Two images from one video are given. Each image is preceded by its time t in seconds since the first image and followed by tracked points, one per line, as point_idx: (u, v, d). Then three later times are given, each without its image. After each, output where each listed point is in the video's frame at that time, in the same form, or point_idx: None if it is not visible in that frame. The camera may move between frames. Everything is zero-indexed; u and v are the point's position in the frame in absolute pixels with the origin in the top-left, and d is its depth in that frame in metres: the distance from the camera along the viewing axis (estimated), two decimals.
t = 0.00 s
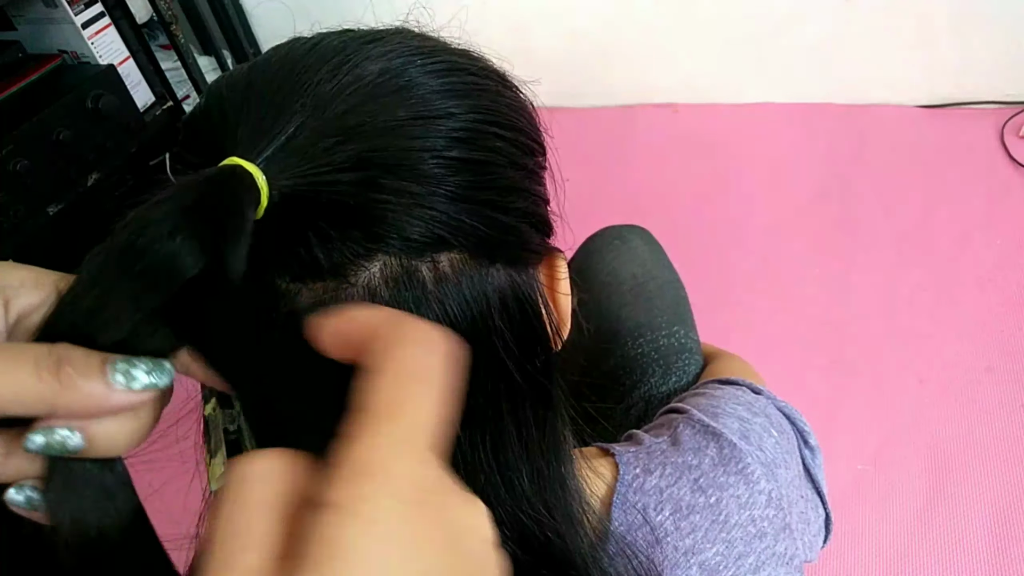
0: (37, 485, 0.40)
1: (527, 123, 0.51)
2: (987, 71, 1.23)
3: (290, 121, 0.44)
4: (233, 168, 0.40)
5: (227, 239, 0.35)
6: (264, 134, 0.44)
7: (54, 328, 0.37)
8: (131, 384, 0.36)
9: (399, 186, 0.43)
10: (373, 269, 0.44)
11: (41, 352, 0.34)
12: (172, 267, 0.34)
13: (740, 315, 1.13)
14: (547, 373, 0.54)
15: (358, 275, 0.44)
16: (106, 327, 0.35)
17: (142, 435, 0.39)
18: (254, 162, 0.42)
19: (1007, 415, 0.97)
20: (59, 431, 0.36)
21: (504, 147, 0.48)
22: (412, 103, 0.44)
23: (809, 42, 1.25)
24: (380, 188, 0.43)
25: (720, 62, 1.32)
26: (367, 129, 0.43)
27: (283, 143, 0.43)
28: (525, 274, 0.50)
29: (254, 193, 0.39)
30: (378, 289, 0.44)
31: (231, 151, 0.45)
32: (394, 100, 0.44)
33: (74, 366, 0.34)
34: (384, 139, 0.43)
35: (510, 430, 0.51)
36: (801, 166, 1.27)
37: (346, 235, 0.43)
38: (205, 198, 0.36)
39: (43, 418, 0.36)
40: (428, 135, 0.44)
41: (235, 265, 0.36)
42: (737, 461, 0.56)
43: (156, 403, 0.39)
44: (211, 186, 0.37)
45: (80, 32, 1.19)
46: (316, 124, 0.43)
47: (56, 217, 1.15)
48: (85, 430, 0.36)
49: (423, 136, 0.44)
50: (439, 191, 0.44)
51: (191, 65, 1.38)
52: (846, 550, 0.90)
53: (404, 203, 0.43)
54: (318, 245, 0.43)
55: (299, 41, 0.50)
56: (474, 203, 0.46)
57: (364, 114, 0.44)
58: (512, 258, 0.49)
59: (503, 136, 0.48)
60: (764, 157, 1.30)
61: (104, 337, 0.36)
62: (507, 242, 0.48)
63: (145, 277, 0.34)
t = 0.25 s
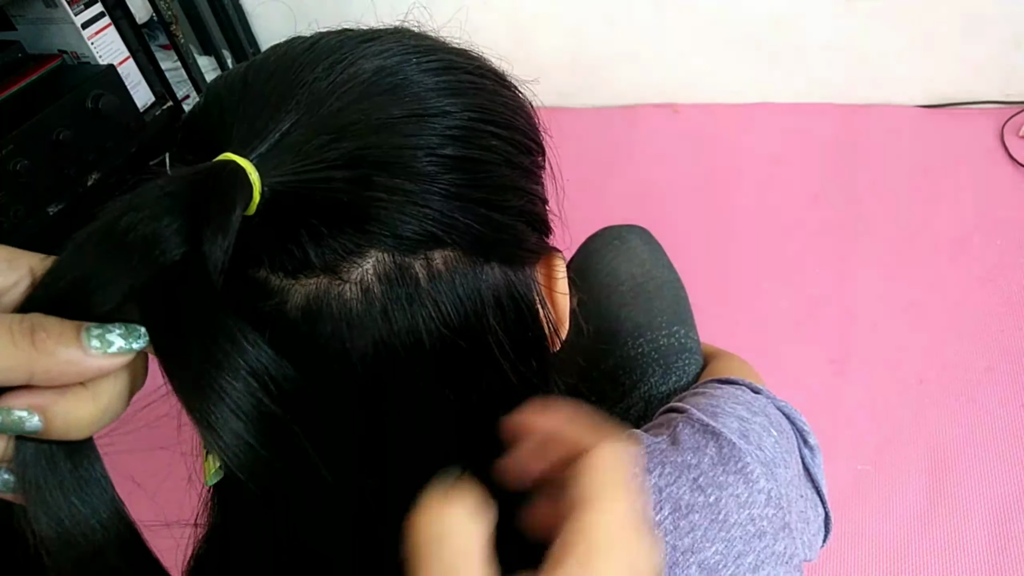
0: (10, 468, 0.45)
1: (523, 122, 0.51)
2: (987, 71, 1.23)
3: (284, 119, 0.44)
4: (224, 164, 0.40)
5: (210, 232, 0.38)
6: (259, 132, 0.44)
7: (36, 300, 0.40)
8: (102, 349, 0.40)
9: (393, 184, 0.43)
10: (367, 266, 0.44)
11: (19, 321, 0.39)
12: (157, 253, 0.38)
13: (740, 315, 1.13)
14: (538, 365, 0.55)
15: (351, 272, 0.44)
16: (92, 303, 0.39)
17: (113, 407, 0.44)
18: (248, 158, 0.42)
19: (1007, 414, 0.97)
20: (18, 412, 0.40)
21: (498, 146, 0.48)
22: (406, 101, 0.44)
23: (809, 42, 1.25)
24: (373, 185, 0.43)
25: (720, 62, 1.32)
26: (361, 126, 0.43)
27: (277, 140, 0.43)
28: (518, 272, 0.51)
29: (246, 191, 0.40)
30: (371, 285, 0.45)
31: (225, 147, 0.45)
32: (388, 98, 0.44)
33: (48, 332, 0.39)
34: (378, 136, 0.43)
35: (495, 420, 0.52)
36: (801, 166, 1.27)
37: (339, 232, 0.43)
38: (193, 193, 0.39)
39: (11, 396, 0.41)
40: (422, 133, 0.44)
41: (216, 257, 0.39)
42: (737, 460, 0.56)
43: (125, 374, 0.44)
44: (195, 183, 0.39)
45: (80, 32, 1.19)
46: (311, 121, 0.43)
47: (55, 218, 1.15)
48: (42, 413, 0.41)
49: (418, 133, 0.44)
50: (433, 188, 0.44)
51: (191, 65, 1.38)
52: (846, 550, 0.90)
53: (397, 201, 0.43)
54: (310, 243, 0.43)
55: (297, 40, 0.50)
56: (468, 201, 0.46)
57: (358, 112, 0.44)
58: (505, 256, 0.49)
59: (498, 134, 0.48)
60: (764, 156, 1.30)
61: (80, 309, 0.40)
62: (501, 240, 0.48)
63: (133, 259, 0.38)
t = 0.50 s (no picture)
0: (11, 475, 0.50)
1: (517, 123, 0.51)
2: (988, 71, 1.23)
3: (278, 120, 0.44)
4: (217, 167, 0.41)
5: (205, 233, 0.39)
6: (252, 133, 0.44)
7: (43, 307, 0.43)
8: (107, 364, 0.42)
9: (387, 184, 0.43)
10: (361, 266, 0.44)
11: (25, 332, 0.41)
12: (155, 260, 0.40)
13: (740, 315, 1.13)
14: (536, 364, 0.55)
15: (345, 272, 0.44)
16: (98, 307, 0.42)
17: (115, 420, 0.46)
18: (241, 160, 0.42)
19: (1007, 415, 0.97)
20: (21, 422, 0.43)
21: (492, 146, 0.48)
22: (399, 101, 0.44)
23: (810, 43, 1.25)
24: (367, 185, 0.43)
25: (719, 62, 1.31)
26: (353, 127, 0.43)
27: (270, 141, 0.43)
28: (513, 273, 0.51)
29: (240, 192, 0.40)
30: (366, 285, 0.44)
31: (219, 149, 0.45)
32: (381, 98, 0.44)
33: (54, 343, 0.41)
34: (371, 136, 0.43)
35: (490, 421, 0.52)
36: (801, 166, 1.27)
37: (333, 232, 0.43)
38: (190, 196, 0.40)
39: (17, 405, 0.44)
40: (416, 133, 0.44)
41: (210, 260, 0.40)
42: (735, 461, 0.56)
43: (127, 387, 0.46)
44: (190, 185, 0.40)
45: (80, 32, 1.19)
46: (304, 122, 0.43)
47: (55, 217, 1.15)
48: (45, 423, 0.43)
49: (411, 133, 0.44)
50: (427, 188, 0.44)
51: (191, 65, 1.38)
52: (847, 550, 0.90)
53: (391, 201, 0.43)
54: (305, 245, 0.43)
55: (290, 41, 0.50)
56: (463, 201, 0.46)
57: (351, 112, 0.44)
58: (500, 256, 0.49)
59: (492, 134, 0.48)
60: (764, 157, 1.30)
61: (88, 318, 0.42)
62: (496, 240, 0.48)
63: (132, 263, 0.40)
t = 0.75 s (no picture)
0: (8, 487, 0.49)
1: (512, 123, 0.51)
2: (988, 72, 1.23)
3: (270, 122, 0.43)
4: (209, 171, 0.41)
5: (194, 239, 0.40)
6: (245, 135, 0.44)
7: (36, 316, 0.44)
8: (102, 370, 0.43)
9: (380, 186, 0.43)
10: (354, 268, 0.44)
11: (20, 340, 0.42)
12: (148, 267, 0.41)
13: (740, 315, 1.13)
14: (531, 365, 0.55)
15: (338, 275, 0.44)
16: (89, 313, 0.43)
17: (109, 430, 0.47)
18: (233, 163, 0.42)
19: (1007, 415, 0.97)
20: (16, 431, 0.43)
21: (487, 147, 0.48)
22: (392, 103, 0.44)
23: (810, 43, 1.25)
24: (360, 188, 0.43)
25: (719, 62, 1.31)
26: (346, 130, 0.43)
27: (263, 144, 0.43)
28: (509, 273, 0.51)
29: (232, 197, 0.40)
30: (360, 287, 0.44)
31: (212, 151, 0.45)
32: (374, 101, 0.44)
33: (48, 350, 0.42)
34: (364, 139, 0.43)
35: (484, 422, 0.52)
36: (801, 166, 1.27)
37: (326, 235, 0.43)
38: (180, 203, 0.40)
39: (13, 414, 0.44)
40: (409, 135, 0.44)
41: (202, 267, 0.40)
42: (732, 460, 0.56)
43: (124, 395, 0.47)
44: (182, 189, 0.41)
45: (80, 32, 1.19)
46: (297, 125, 0.43)
47: (55, 217, 1.15)
48: (40, 432, 0.44)
49: (404, 135, 0.44)
50: (421, 190, 0.44)
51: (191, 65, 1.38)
52: (847, 550, 0.90)
53: (384, 203, 0.43)
54: (298, 247, 0.43)
55: (285, 43, 0.50)
56: (456, 202, 0.46)
57: (343, 114, 0.44)
58: (495, 258, 0.49)
59: (486, 135, 0.48)
60: (764, 157, 1.30)
61: (80, 325, 0.43)
62: (491, 240, 0.48)
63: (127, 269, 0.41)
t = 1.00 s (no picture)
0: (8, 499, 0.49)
1: (513, 124, 0.51)
2: (989, 71, 1.23)
3: (270, 125, 0.44)
4: (208, 175, 0.41)
5: (189, 243, 0.40)
6: (245, 139, 0.44)
7: (30, 322, 0.44)
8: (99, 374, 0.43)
9: (381, 189, 0.43)
10: (354, 271, 0.44)
11: (16, 347, 0.42)
12: (143, 270, 0.40)
13: (740, 315, 1.13)
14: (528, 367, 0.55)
15: (338, 278, 0.44)
16: (85, 318, 0.43)
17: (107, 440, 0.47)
18: (232, 166, 0.42)
19: (1007, 415, 0.97)
20: (13, 437, 0.43)
21: (488, 148, 0.48)
22: (392, 105, 0.44)
23: (810, 42, 1.25)
24: (360, 190, 0.42)
25: (719, 62, 1.31)
26: (346, 133, 0.43)
27: (262, 148, 0.43)
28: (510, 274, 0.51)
29: (231, 199, 0.41)
30: (360, 289, 0.44)
31: (212, 154, 0.45)
32: (374, 103, 0.44)
33: (45, 357, 0.42)
34: (365, 142, 0.43)
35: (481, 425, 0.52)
36: (801, 166, 1.27)
37: (326, 238, 0.42)
38: (175, 206, 0.41)
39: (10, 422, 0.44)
40: (410, 138, 0.44)
41: (196, 273, 0.40)
42: (734, 460, 0.56)
43: (120, 403, 0.47)
44: (178, 192, 0.41)
45: (80, 32, 1.19)
46: (297, 129, 0.43)
47: (55, 217, 1.15)
48: (37, 439, 0.43)
49: (405, 137, 0.44)
50: (422, 193, 0.44)
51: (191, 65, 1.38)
52: (847, 550, 0.90)
53: (385, 205, 0.43)
54: (298, 250, 0.42)
55: (285, 45, 0.50)
56: (458, 204, 0.46)
57: (343, 117, 0.43)
58: (496, 258, 0.49)
59: (487, 136, 0.48)
60: (764, 157, 1.30)
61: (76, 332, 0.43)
62: (492, 241, 0.48)
63: (119, 274, 0.41)
